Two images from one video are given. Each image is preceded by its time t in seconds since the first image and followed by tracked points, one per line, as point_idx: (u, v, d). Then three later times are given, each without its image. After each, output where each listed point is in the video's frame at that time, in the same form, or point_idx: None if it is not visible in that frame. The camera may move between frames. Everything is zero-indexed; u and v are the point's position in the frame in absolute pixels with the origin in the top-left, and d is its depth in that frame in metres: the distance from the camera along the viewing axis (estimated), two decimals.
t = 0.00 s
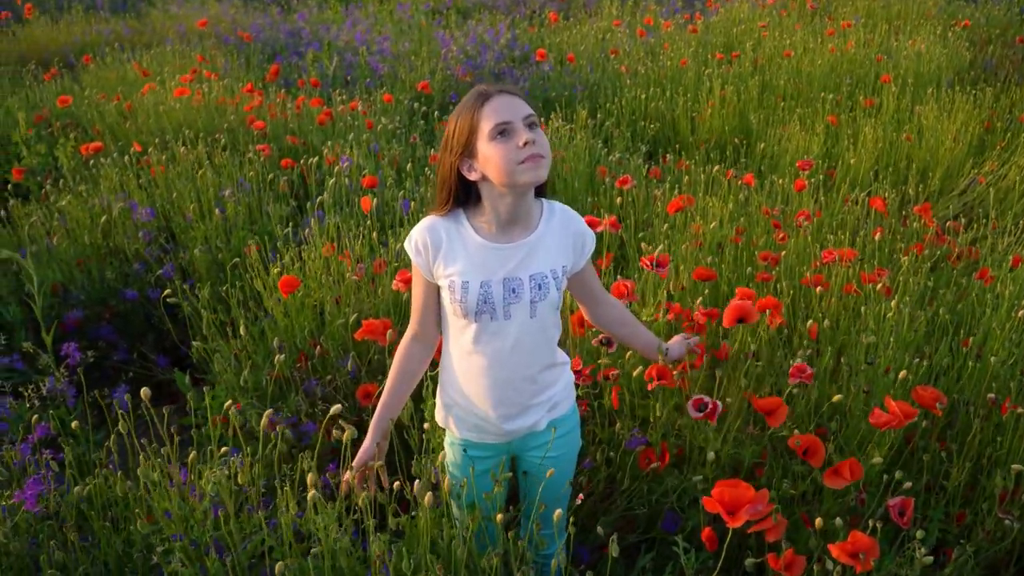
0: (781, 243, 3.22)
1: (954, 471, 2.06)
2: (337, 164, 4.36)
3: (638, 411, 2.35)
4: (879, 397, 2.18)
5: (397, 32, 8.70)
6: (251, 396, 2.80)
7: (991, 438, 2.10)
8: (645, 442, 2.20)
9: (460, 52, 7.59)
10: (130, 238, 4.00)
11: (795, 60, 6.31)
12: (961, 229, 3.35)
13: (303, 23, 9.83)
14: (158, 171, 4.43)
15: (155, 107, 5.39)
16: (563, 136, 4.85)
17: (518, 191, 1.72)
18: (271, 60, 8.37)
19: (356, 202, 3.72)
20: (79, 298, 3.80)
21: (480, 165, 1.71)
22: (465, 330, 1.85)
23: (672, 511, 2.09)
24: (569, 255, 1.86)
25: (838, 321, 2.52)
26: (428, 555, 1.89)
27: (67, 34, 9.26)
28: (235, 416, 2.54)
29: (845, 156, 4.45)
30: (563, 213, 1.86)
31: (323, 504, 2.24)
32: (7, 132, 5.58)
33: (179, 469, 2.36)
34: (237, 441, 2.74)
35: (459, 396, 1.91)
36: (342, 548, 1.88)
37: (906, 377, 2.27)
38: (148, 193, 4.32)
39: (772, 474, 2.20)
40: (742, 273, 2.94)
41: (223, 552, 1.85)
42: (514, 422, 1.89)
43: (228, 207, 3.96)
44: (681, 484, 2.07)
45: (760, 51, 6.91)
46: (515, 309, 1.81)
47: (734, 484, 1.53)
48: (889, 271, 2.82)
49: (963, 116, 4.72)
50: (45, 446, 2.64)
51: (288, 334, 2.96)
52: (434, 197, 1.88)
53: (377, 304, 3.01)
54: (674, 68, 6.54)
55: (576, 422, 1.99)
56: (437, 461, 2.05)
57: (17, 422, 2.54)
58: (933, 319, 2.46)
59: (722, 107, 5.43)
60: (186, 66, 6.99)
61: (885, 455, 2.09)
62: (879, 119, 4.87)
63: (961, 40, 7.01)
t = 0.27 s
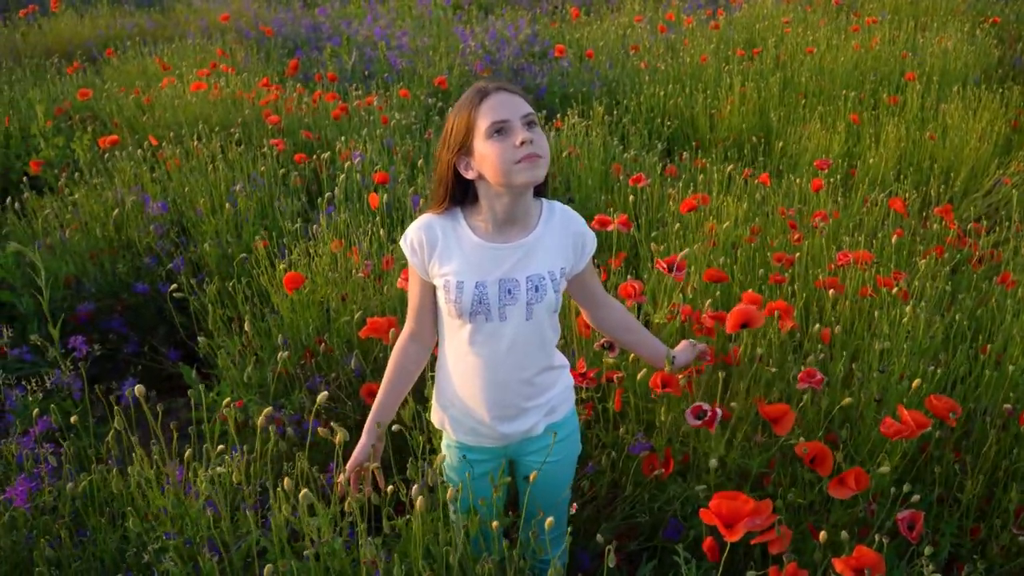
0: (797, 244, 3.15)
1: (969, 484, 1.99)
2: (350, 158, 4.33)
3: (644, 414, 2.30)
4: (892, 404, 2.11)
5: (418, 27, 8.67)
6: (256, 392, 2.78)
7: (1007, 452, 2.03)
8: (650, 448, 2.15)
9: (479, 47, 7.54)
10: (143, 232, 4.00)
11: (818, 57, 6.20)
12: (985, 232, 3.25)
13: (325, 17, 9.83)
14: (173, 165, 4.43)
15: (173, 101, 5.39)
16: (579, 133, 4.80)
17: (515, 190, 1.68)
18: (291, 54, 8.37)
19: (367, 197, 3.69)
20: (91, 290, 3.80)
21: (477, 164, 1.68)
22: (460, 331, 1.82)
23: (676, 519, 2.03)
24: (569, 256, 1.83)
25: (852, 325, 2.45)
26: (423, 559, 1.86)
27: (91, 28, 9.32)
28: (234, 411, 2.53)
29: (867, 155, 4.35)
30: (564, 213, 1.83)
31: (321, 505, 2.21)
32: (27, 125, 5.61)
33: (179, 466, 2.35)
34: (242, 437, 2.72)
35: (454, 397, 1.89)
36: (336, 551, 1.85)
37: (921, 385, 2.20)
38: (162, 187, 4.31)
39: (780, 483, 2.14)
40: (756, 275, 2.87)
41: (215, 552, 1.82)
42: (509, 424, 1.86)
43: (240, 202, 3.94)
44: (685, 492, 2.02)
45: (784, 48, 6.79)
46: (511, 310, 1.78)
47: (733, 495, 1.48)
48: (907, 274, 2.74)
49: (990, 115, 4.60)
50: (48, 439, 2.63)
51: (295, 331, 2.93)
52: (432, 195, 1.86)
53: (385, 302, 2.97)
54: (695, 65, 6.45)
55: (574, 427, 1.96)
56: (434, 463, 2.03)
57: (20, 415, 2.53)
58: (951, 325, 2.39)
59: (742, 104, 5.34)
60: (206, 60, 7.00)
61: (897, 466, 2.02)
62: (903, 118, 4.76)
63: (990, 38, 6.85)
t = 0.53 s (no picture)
0: (811, 247, 3.10)
1: (978, 496, 1.95)
2: (363, 154, 4.32)
3: (648, 417, 2.27)
4: (901, 413, 2.07)
5: (437, 23, 8.64)
6: (261, 386, 2.78)
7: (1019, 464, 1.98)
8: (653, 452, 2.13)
9: (497, 43, 7.51)
10: (156, 224, 4.01)
11: (840, 57, 6.11)
12: (1005, 237, 3.18)
13: (345, 12, 9.82)
14: (187, 158, 4.44)
15: (189, 94, 5.40)
16: (594, 131, 4.76)
17: (514, 188, 1.66)
18: (310, 49, 8.37)
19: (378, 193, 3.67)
20: (104, 282, 3.81)
21: (476, 161, 1.65)
22: (458, 330, 1.81)
23: (677, 525, 2.01)
24: (570, 257, 1.80)
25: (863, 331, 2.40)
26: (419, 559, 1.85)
27: (114, 21, 9.38)
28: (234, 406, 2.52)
29: (887, 157, 4.28)
30: (565, 213, 1.80)
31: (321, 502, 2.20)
32: (47, 116, 5.63)
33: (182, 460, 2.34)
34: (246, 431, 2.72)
35: (452, 397, 1.88)
36: (331, 549, 1.84)
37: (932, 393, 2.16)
38: (176, 179, 4.32)
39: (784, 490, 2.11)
40: (767, 277, 2.82)
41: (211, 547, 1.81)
42: (506, 425, 1.85)
43: (252, 195, 3.94)
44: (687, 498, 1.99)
45: (806, 47, 6.70)
46: (509, 310, 1.76)
47: (728, 504, 1.46)
48: (922, 280, 2.69)
49: (1014, 117, 4.51)
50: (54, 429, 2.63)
51: (301, 326, 2.93)
52: (433, 192, 1.84)
53: (391, 299, 2.96)
54: (714, 64, 6.38)
55: (573, 429, 1.93)
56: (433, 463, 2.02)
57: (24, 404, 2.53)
58: (964, 333, 2.34)
59: (761, 104, 5.27)
60: (225, 54, 7.02)
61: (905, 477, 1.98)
62: (925, 119, 4.67)
63: (1018, 39, 6.72)
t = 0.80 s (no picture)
0: (824, 249, 3.06)
1: (989, 503, 1.90)
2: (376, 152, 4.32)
3: (651, 419, 2.25)
4: (910, 418, 2.03)
5: (455, 23, 8.63)
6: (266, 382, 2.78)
7: None
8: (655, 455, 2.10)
9: (514, 43, 7.49)
10: (169, 219, 4.02)
11: (860, 59, 6.04)
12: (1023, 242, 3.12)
13: (363, 11, 9.84)
14: (201, 154, 4.45)
15: (206, 91, 5.42)
16: (609, 131, 4.73)
17: (512, 185, 1.64)
18: (328, 48, 8.39)
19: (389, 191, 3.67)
20: (116, 276, 3.82)
21: (475, 157, 1.63)
22: (456, 326, 1.80)
23: (678, 529, 1.98)
24: (569, 255, 1.78)
25: (873, 335, 2.36)
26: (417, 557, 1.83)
27: (136, 19, 9.46)
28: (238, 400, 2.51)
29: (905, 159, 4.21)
30: (566, 210, 1.78)
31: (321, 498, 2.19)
32: (66, 112, 5.67)
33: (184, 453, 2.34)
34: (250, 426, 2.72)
35: (450, 393, 1.87)
36: (328, 545, 1.83)
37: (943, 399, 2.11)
38: (189, 175, 4.34)
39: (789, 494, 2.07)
40: (779, 279, 2.78)
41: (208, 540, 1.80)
42: (504, 424, 1.83)
43: (264, 192, 3.95)
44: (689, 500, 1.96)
45: (825, 48, 6.63)
46: (507, 307, 1.75)
47: (723, 507, 1.43)
48: (936, 284, 2.64)
49: None
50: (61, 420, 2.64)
51: (308, 322, 2.92)
52: (434, 187, 1.83)
53: (398, 296, 2.95)
54: (732, 65, 6.32)
55: (573, 429, 1.92)
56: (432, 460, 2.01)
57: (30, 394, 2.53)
58: (977, 338, 2.29)
59: (778, 106, 5.22)
60: (243, 53, 7.05)
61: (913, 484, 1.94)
62: (945, 122, 4.60)
63: None
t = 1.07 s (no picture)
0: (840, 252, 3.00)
1: (999, 513, 1.85)
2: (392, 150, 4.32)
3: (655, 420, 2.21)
4: (919, 424, 1.98)
5: (480, 24, 8.63)
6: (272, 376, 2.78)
7: None
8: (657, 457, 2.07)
9: (537, 44, 7.46)
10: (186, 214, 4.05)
11: (888, 62, 5.94)
12: None
13: (390, 13, 9.87)
14: (220, 150, 4.48)
15: (228, 89, 5.45)
16: (628, 133, 4.68)
17: (507, 178, 1.63)
18: (353, 48, 8.42)
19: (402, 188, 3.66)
20: (133, 270, 3.84)
21: (471, 150, 1.62)
22: (452, 321, 1.81)
23: (677, 532, 1.95)
24: (567, 251, 1.77)
25: (885, 339, 2.31)
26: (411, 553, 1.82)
27: (167, 19, 9.57)
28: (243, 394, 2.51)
29: (929, 164, 4.13)
30: (564, 206, 1.77)
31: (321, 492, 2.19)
32: (91, 108, 5.73)
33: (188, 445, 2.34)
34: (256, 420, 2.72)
35: (446, 388, 1.87)
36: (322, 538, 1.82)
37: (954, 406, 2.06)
38: (208, 171, 4.37)
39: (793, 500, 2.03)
40: (792, 282, 2.73)
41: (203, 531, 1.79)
42: (499, 419, 1.83)
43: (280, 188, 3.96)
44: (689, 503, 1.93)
45: (854, 51, 6.53)
46: (502, 302, 1.74)
47: (715, 509, 1.40)
48: (953, 289, 2.57)
49: None
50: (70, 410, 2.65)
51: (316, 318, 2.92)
52: (432, 181, 1.84)
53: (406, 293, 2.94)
54: (757, 67, 6.25)
55: (570, 427, 1.91)
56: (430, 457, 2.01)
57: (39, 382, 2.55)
58: (992, 345, 2.23)
59: (801, 109, 5.15)
60: (268, 52, 7.09)
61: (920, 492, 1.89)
62: (972, 126, 4.50)
63: None
